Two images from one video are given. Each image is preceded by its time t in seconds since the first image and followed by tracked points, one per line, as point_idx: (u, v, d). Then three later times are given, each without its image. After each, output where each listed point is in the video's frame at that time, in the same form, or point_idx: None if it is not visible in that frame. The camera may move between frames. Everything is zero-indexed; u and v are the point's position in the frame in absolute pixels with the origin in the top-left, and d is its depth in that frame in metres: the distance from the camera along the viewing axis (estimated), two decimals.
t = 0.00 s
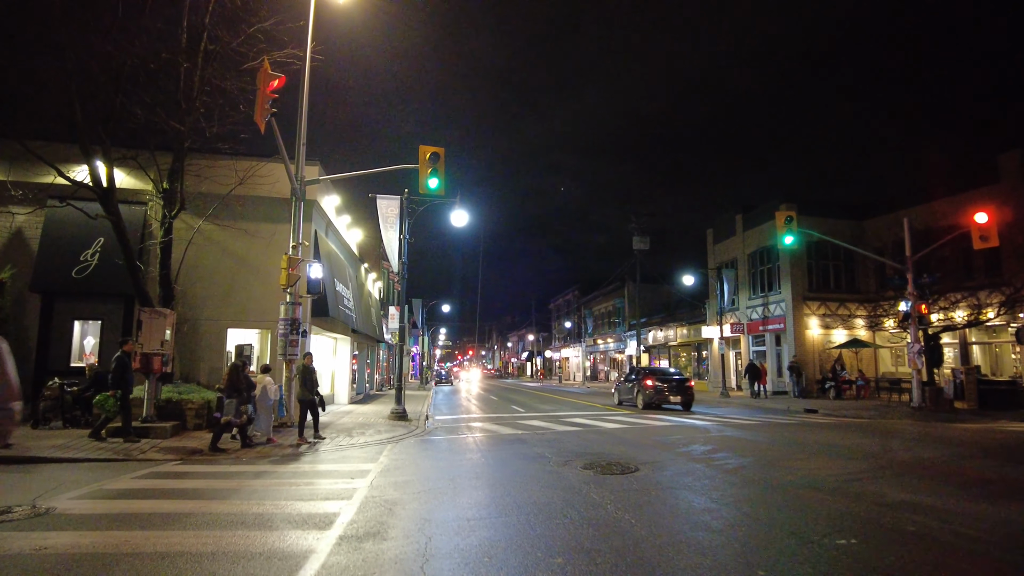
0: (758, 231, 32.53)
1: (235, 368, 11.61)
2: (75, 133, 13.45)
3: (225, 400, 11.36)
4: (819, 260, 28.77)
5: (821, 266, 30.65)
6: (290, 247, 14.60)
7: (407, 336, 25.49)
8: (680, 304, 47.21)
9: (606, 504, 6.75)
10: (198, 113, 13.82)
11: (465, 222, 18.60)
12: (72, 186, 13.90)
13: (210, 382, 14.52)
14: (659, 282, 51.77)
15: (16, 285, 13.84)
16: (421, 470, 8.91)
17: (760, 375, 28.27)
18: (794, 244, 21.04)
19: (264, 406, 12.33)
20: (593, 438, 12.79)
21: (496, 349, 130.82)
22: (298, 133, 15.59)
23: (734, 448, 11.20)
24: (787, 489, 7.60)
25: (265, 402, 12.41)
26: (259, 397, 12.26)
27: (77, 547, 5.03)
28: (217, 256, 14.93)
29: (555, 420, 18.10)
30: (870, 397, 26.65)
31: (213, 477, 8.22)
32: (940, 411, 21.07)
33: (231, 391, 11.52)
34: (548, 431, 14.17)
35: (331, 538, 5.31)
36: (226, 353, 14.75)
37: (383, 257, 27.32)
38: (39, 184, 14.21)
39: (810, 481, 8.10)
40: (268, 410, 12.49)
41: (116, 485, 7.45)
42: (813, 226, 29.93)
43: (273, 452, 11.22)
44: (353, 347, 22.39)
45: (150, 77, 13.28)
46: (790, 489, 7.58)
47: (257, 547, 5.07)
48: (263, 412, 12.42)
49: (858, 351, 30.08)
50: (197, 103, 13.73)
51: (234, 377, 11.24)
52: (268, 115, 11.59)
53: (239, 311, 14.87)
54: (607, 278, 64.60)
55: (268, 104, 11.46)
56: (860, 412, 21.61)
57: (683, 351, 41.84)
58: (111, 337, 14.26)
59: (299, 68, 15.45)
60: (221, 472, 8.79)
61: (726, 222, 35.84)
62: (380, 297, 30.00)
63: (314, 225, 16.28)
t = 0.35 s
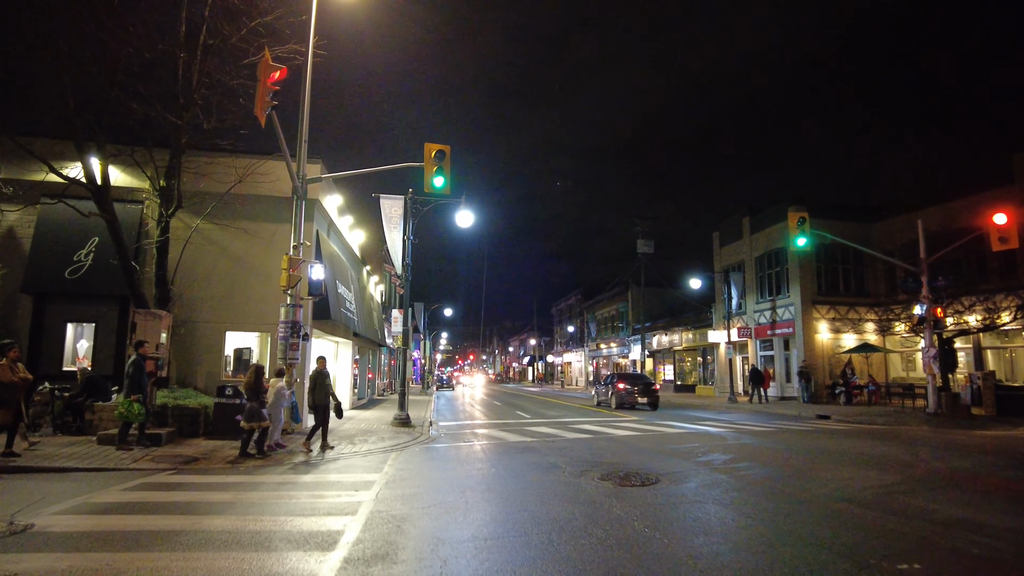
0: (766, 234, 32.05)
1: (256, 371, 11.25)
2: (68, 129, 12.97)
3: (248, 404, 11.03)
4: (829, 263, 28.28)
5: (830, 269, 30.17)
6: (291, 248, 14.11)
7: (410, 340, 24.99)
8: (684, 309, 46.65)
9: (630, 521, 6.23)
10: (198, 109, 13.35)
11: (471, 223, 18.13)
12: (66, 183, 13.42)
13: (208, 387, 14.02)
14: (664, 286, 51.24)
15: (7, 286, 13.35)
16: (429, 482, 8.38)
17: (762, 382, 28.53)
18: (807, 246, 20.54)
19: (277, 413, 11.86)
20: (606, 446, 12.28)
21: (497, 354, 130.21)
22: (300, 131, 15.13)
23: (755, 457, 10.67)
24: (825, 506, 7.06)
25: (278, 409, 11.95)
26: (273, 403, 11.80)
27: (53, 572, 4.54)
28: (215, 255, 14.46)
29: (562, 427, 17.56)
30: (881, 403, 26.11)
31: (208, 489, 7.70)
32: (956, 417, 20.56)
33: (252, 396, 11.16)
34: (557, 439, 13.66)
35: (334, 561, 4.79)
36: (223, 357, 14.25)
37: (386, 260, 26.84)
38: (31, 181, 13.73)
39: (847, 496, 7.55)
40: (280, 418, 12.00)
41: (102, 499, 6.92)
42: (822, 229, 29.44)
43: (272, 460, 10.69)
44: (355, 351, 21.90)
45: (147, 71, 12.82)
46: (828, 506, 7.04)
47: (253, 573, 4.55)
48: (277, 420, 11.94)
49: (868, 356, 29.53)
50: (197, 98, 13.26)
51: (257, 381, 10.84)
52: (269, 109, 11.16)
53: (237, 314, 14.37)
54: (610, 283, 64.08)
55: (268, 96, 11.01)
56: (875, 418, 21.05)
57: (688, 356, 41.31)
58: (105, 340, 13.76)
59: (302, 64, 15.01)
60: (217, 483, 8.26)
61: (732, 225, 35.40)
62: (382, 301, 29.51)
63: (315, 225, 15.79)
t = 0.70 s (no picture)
0: (770, 234, 31.64)
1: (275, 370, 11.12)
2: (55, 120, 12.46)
3: (266, 405, 10.75)
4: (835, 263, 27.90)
5: (835, 269, 29.77)
6: (287, 244, 13.62)
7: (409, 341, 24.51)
8: (685, 310, 46.22)
9: (652, 534, 5.74)
10: (191, 101, 12.85)
11: (472, 220, 17.67)
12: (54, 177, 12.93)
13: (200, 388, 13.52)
14: (664, 287, 50.79)
15: None
16: (432, 488, 7.90)
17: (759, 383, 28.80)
18: (815, 245, 20.12)
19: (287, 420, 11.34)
20: (615, 449, 11.81)
21: (495, 355, 129.64)
22: (297, 124, 14.64)
23: (772, 462, 10.19)
24: (858, 518, 6.58)
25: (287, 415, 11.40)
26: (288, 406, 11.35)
27: None
28: (209, 253, 13.97)
29: (566, 429, 17.07)
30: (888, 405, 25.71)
31: (197, 497, 7.19)
32: (968, 419, 20.16)
33: (271, 396, 10.92)
34: (563, 442, 13.18)
35: None
36: (217, 358, 13.75)
37: (384, 259, 26.34)
38: (17, 175, 13.23)
39: (879, 505, 7.08)
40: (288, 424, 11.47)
41: (82, 508, 6.42)
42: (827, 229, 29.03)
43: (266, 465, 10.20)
44: (352, 352, 21.42)
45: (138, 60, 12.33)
46: (862, 518, 6.56)
47: None
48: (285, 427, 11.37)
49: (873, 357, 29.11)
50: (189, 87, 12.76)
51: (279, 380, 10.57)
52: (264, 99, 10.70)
53: (232, 313, 13.89)
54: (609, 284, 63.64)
55: (263, 87, 10.55)
56: (883, 420, 20.60)
57: (690, 358, 40.88)
58: (93, 338, 13.26)
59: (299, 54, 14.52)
60: (207, 490, 7.77)
61: (735, 225, 34.98)
62: (381, 301, 29.02)
63: (312, 222, 15.29)
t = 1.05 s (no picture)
0: (779, 234, 31.13)
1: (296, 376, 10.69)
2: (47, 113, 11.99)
3: (286, 410, 10.34)
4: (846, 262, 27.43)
5: (845, 269, 29.27)
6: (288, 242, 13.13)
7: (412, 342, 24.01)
8: (690, 311, 45.71)
9: (686, 556, 5.24)
10: (188, 93, 12.37)
11: (478, 218, 17.19)
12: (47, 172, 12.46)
13: (197, 391, 13.04)
14: (669, 288, 50.27)
15: None
16: (441, 499, 7.40)
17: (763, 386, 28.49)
18: (829, 243, 19.60)
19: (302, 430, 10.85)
20: (629, 455, 11.30)
21: (497, 357, 129.12)
22: (297, 117, 14.15)
23: (798, 469, 9.69)
24: (907, 535, 6.06)
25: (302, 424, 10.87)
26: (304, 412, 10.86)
27: None
28: (206, 251, 13.48)
29: (575, 433, 16.57)
30: (900, 407, 25.19)
31: (190, 510, 6.68)
32: (987, 422, 19.65)
33: (292, 401, 10.50)
34: (574, 448, 12.68)
35: None
36: (215, 360, 13.26)
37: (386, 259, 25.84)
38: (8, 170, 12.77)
39: (927, 519, 6.57)
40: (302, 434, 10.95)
41: (65, 523, 5.92)
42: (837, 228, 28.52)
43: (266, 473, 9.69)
44: (354, 354, 20.92)
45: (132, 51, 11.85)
46: (912, 534, 6.05)
47: None
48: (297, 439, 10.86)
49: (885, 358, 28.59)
50: (186, 77, 12.29)
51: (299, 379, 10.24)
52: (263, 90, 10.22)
53: (230, 313, 13.40)
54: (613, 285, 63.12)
55: (263, 76, 10.05)
56: (900, 423, 20.07)
57: (696, 359, 40.35)
58: (87, 340, 12.78)
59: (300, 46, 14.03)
60: (203, 502, 7.27)
61: (743, 224, 34.46)
62: (383, 301, 28.52)
63: (314, 219, 14.80)
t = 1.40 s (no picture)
0: (789, 233, 30.61)
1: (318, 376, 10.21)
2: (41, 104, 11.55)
3: (305, 410, 9.84)
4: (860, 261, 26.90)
5: (858, 268, 28.72)
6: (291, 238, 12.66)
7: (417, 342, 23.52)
8: (698, 312, 45.14)
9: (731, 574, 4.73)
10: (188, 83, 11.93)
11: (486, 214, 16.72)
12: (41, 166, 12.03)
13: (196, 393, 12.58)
14: (675, 289, 49.71)
15: None
16: (455, 509, 6.91)
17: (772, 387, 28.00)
18: (846, 240, 19.09)
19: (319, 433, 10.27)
20: (646, 460, 10.80)
21: (500, 358, 128.55)
22: (301, 110, 13.71)
23: (827, 474, 9.20)
24: (967, 549, 5.54)
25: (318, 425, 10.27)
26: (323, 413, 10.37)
27: None
28: (207, 248, 13.03)
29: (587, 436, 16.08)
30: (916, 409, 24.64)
31: (185, 521, 6.19)
32: (1010, 425, 19.10)
33: (312, 402, 10.01)
34: (587, 452, 12.18)
35: None
36: (215, 360, 12.79)
37: (390, 258, 25.36)
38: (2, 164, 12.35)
39: (984, 532, 6.04)
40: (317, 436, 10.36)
41: (50, 536, 5.43)
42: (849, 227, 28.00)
43: (269, 479, 9.21)
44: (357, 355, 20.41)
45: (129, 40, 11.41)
46: (972, 548, 5.52)
47: None
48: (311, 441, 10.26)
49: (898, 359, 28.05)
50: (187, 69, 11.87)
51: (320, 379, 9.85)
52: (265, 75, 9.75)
53: (231, 312, 12.94)
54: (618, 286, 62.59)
55: (265, 61, 9.61)
56: (918, 425, 19.55)
57: (704, 361, 39.80)
58: (84, 339, 12.34)
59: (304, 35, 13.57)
60: (200, 511, 6.79)
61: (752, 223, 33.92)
62: (387, 302, 28.03)
63: (317, 215, 14.31)
